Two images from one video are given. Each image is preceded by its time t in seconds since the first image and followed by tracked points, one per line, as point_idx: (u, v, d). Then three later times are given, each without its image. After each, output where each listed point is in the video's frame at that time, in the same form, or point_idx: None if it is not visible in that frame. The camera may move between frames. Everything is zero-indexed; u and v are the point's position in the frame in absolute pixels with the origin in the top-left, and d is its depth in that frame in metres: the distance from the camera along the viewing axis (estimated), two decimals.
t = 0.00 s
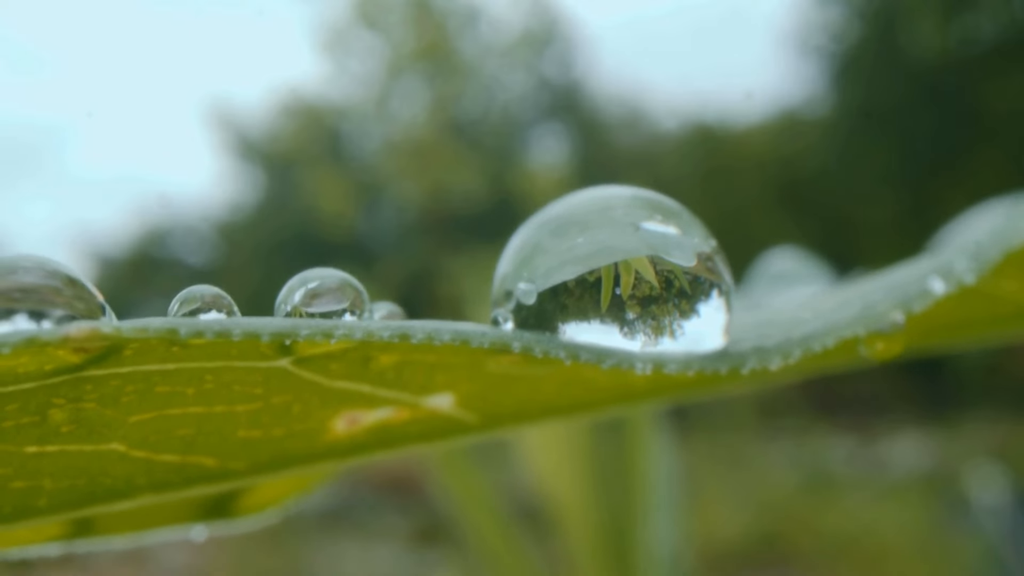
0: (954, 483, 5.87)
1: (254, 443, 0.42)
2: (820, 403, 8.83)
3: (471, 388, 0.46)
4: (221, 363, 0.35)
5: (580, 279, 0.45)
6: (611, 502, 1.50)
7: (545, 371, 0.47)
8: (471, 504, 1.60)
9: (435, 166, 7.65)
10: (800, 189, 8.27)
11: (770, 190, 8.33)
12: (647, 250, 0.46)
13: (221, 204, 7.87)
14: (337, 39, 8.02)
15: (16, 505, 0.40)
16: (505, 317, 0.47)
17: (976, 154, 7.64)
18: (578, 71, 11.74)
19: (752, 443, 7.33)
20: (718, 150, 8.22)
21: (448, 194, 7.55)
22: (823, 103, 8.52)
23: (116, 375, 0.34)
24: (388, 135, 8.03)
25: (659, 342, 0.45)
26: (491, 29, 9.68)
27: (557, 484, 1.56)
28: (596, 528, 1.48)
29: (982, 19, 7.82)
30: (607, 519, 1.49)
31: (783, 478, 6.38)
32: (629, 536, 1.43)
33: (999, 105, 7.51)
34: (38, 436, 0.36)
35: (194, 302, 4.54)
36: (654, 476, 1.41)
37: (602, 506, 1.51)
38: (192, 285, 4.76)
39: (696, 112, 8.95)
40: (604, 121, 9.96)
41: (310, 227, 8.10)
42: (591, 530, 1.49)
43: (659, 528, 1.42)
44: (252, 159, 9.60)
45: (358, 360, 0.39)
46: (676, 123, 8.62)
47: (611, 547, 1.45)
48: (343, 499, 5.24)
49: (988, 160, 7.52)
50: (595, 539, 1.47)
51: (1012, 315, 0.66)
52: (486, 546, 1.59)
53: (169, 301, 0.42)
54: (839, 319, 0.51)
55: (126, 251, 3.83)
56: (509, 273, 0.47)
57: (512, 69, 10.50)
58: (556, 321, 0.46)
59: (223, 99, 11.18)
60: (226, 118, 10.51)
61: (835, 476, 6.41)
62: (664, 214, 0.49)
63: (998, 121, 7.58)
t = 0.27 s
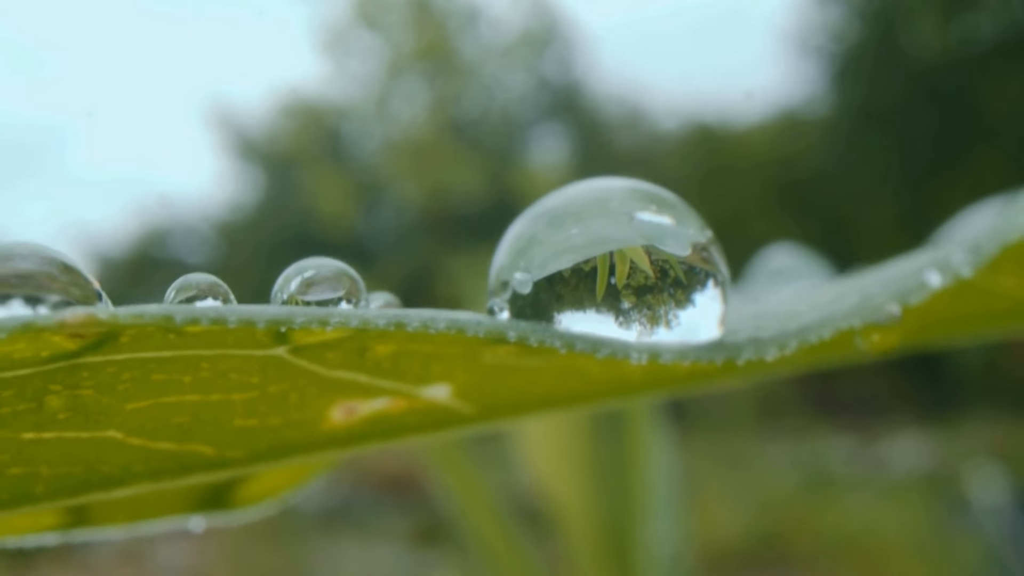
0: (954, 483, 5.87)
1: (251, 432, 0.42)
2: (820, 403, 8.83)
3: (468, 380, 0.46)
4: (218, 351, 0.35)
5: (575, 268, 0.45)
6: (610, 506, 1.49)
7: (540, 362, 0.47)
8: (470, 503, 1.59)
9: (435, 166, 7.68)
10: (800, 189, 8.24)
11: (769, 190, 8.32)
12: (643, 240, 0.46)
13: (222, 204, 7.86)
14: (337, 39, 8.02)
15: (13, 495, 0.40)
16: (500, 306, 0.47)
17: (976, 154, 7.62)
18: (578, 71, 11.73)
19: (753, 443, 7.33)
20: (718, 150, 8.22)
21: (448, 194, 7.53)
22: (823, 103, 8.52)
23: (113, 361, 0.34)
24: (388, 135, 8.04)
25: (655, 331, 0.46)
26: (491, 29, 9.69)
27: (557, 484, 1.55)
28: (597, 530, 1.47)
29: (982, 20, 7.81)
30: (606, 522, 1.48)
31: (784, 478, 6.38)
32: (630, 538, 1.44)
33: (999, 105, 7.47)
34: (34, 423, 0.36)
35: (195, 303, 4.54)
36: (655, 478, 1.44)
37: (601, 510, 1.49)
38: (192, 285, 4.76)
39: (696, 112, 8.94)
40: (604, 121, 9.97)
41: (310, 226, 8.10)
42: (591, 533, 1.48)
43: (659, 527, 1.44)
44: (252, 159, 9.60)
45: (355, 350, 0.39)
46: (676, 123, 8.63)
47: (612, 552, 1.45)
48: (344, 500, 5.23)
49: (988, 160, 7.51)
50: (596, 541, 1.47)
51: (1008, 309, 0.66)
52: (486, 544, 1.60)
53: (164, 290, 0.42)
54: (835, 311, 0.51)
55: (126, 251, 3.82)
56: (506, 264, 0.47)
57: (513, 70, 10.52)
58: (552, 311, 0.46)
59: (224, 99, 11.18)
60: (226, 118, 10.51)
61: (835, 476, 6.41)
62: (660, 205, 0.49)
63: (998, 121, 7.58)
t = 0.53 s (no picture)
0: (954, 483, 5.87)
1: (253, 441, 0.42)
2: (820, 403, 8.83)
3: (472, 388, 0.46)
4: (221, 362, 0.35)
5: (580, 278, 0.44)
6: (610, 505, 1.51)
7: (544, 371, 0.47)
8: (472, 505, 1.60)
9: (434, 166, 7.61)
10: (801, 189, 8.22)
11: (770, 190, 8.32)
12: (647, 250, 0.46)
13: (222, 204, 7.86)
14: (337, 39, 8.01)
15: (16, 505, 0.40)
16: (505, 316, 0.47)
17: (976, 154, 7.59)
18: (579, 71, 11.72)
19: (753, 443, 7.33)
20: (718, 150, 8.21)
21: (448, 193, 7.52)
22: (823, 103, 8.52)
23: (115, 374, 0.34)
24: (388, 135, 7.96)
25: (659, 341, 0.46)
26: (491, 28, 9.68)
27: (557, 483, 1.55)
28: (597, 530, 1.49)
29: (983, 20, 7.80)
30: (606, 520, 1.50)
31: (783, 478, 6.38)
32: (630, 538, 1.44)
33: (999, 105, 7.47)
34: (36, 435, 0.36)
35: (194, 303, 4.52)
36: (655, 479, 1.42)
37: (601, 509, 1.51)
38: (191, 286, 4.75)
39: (696, 112, 8.94)
40: (604, 120, 9.96)
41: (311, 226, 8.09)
42: (592, 532, 1.49)
43: (659, 527, 1.44)
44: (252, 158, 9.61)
45: (357, 360, 0.39)
46: (676, 123, 8.62)
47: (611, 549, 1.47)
48: (344, 500, 5.23)
49: (988, 160, 7.47)
50: (595, 541, 1.48)
51: (1012, 315, 0.66)
52: (487, 546, 1.59)
53: (168, 301, 0.42)
54: (838, 319, 0.51)
55: (125, 251, 3.82)
56: (510, 273, 0.47)
57: (513, 69, 10.51)
58: (557, 321, 0.46)
59: (224, 99, 11.16)
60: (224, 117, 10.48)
61: (835, 476, 6.42)
62: (664, 213, 0.49)
63: (999, 121, 7.56)
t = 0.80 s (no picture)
0: (954, 483, 5.87)
1: (250, 454, 0.42)
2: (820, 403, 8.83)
3: (471, 401, 0.46)
4: (217, 379, 0.35)
5: (578, 294, 0.44)
6: (612, 503, 1.49)
7: (542, 385, 0.47)
8: (474, 507, 1.60)
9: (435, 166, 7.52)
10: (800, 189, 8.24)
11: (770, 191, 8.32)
12: (646, 265, 0.46)
13: (222, 203, 7.86)
14: (336, 40, 8.00)
15: (12, 520, 0.40)
16: (503, 331, 0.47)
17: (976, 155, 7.59)
18: (579, 71, 11.71)
19: (753, 443, 7.32)
20: (718, 151, 8.21)
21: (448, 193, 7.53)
22: (823, 103, 8.51)
23: (110, 392, 0.34)
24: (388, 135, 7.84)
25: (657, 356, 0.45)
26: (492, 27, 9.68)
27: (560, 484, 1.54)
28: (599, 530, 1.47)
29: (982, 20, 7.79)
30: (607, 518, 1.48)
31: (783, 478, 6.38)
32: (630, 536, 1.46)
33: (998, 105, 7.46)
34: (32, 451, 0.36)
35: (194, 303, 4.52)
36: (658, 480, 1.46)
37: (603, 507, 1.50)
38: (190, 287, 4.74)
39: (696, 112, 8.93)
40: (605, 121, 9.95)
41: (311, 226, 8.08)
42: (596, 529, 1.48)
43: (660, 526, 1.47)
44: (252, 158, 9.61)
45: (355, 374, 0.39)
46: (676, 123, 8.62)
47: (615, 547, 1.46)
48: (344, 500, 5.23)
49: (988, 160, 7.48)
50: (598, 541, 1.47)
51: (1012, 324, 0.66)
52: (487, 548, 1.59)
53: (164, 317, 0.42)
54: (839, 330, 0.50)
55: (124, 251, 3.81)
56: (507, 287, 0.47)
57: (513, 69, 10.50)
58: (555, 336, 0.46)
59: (223, 99, 11.15)
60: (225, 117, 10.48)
61: (835, 475, 6.42)
62: (663, 227, 0.49)
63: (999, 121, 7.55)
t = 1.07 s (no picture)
0: (954, 483, 5.87)
1: (261, 450, 0.42)
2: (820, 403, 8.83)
3: (477, 396, 0.47)
4: (230, 373, 0.35)
5: (587, 289, 0.45)
6: (614, 503, 1.52)
7: (551, 380, 0.47)
8: (476, 506, 1.60)
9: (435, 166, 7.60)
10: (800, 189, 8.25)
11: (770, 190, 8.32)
12: (656, 259, 0.46)
13: (222, 203, 7.86)
14: (336, 40, 8.00)
15: (23, 515, 0.40)
16: (512, 326, 0.47)
17: (976, 155, 7.59)
18: (579, 71, 11.71)
19: (753, 444, 7.33)
20: (718, 151, 8.21)
21: (448, 193, 7.58)
22: (823, 103, 8.51)
23: (125, 385, 0.34)
24: (388, 135, 7.92)
25: (667, 350, 0.46)
26: (491, 28, 9.68)
27: (561, 484, 1.58)
28: (600, 530, 1.50)
29: (983, 19, 7.79)
30: (608, 519, 1.51)
31: (783, 478, 6.38)
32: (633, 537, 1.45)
33: (999, 105, 7.45)
34: (45, 446, 0.36)
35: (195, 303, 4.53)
36: (659, 481, 1.44)
37: (604, 506, 1.53)
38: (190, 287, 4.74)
39: (696, 112, 8.93)
40: (605, 121, 9.95)
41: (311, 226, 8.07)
42: (597, 532, 1.50)
43: (664, 528, 1.44)
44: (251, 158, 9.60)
45: (365, 370, 0.39)
46: (676, 124, 8.62)
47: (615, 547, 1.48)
48: (345, 500, 5.22)
49: (988, 160, 7.48)
50: (599, 541, 1.49)
51: (1015, 322, 0.66)
52: (490, 546, 1.59)
53: (178, 311, 0.42)
54: (844, 326, 0.51)
55: (124, 251, 3.81)
56: (517, 282, 0.47)
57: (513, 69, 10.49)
58: (564, 330, 0.46)
59: (223, 98, 11.16)
60: (225, 117, 10.48)
61: (835, 476, 6.42)
62: (672, 223, 0.49)
63: (999, 121, 7.56)
